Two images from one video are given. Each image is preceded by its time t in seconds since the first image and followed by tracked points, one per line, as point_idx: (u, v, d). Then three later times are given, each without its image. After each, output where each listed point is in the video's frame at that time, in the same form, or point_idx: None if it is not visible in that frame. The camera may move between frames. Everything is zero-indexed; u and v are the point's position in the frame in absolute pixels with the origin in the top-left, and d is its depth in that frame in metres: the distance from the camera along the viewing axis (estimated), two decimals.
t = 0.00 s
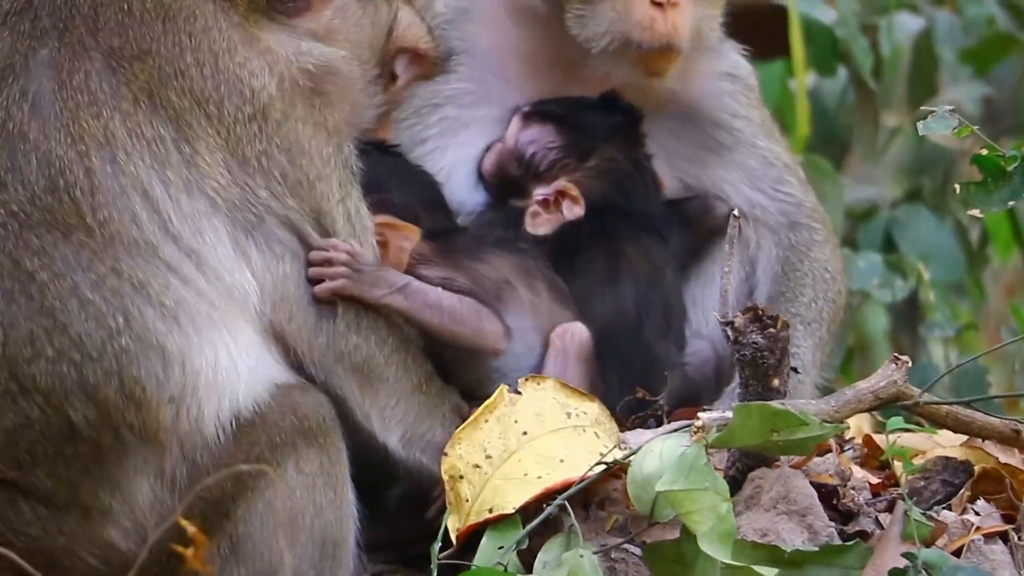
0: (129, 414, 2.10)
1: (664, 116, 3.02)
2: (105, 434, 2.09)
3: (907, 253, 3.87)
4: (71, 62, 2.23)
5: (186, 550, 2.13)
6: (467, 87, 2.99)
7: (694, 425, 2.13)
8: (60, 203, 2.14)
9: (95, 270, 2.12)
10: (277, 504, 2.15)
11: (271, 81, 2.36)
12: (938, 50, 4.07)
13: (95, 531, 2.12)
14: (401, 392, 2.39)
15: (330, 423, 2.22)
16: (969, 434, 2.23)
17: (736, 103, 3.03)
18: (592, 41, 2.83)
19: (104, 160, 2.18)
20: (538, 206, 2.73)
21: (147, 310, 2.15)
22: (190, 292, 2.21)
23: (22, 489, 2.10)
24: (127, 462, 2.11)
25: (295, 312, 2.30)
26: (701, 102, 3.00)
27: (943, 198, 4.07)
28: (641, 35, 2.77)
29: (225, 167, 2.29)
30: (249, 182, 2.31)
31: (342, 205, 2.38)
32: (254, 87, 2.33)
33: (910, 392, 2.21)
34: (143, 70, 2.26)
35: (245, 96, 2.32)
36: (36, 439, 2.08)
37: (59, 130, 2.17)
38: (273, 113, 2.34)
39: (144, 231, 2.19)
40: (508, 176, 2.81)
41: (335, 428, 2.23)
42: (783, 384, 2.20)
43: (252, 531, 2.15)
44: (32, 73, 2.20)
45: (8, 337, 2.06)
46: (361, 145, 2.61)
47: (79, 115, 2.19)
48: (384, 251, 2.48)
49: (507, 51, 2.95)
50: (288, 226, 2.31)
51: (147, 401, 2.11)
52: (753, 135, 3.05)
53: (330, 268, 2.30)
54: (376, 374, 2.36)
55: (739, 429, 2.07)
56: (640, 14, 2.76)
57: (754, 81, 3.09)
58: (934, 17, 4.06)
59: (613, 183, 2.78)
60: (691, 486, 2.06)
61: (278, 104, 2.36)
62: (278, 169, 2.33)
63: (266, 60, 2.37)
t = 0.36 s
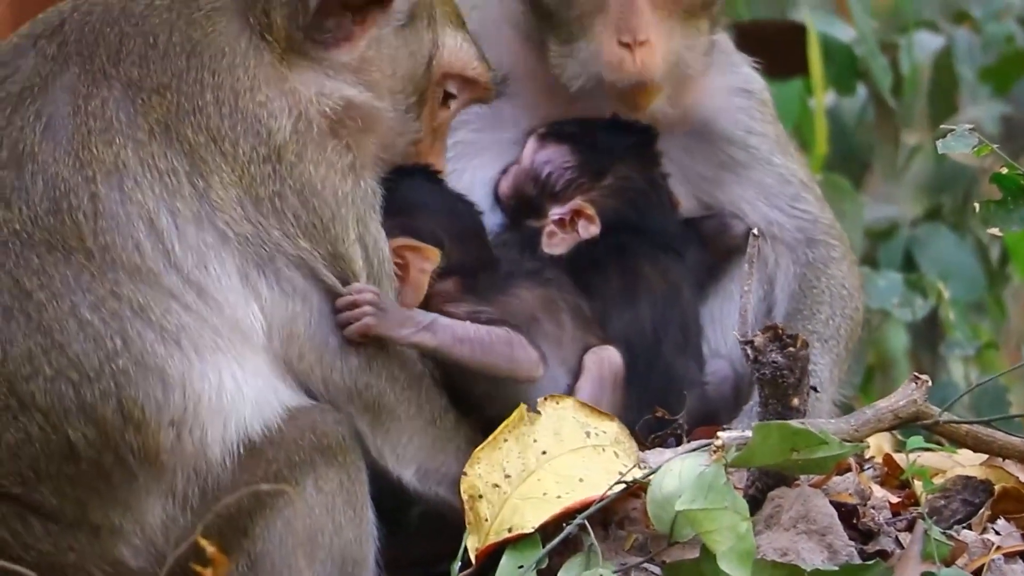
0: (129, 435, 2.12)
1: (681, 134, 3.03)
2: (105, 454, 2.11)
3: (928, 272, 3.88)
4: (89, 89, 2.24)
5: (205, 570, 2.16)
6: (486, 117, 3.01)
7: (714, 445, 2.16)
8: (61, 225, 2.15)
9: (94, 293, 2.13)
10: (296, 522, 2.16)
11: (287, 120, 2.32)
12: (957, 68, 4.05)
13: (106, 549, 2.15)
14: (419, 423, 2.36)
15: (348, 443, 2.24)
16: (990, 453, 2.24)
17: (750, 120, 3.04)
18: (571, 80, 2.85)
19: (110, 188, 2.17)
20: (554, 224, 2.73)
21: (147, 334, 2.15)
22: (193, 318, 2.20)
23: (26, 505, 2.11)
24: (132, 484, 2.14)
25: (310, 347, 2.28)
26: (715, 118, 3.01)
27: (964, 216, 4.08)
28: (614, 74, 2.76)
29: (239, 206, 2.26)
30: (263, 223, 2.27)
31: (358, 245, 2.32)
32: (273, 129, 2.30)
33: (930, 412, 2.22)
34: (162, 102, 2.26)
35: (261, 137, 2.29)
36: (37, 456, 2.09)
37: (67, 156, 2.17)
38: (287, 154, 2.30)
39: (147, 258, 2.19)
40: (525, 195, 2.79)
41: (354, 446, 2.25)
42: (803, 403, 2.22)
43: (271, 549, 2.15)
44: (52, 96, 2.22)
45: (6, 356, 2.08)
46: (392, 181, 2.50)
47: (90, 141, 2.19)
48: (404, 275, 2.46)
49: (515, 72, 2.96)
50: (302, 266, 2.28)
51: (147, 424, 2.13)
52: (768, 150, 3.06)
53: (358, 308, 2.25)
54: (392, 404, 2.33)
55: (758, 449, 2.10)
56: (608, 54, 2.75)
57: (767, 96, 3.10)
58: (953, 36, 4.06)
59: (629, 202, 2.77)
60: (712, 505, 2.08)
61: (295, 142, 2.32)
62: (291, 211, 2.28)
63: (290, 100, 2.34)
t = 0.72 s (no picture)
0: (154, 462, 2.16)
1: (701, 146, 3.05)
2: (130, 481, 2.15)
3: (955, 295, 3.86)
4: (123, 120, 2.26)
5: None
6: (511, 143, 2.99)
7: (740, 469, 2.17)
8: (93, 253, 2.17)
9: (124, 320, 2.16)
10: (320, 547, 2.21)
11: (326, 158, 2.33)
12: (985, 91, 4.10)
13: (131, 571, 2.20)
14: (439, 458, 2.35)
15: (375, 469, 2.26)
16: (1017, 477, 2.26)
17: (773, 131, 3.03)
18: (569, 97, 2.85)
19: (142, 218, 2.20)
20: (577, 241, 2.73)
21: (176, 362, 2.18)
22: (222, 347, 2.23)
23: (53, 530, 2.17)
24: (158, 511, 2.19)
25: (338, 378, 2.28)
26: (737, 130, 3.02)
27: (990, 241, 4.06)
28: (605, 97, 2.76)
29: (272, 240, 2.28)
30: (294, 256, 2.29)
31: (392, 281, 2.33)
32: (308, 166, 2.31)
33: (956, 436, 2.23)
34: (198, 136, 2.28)
35: (297, 174, 2.30)
36: (65, 483, 2.14)
37: (100, 185, 2.20)
38: (325, 191, 2.31)
39: (177, 287, 2.21)
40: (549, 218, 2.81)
41: (381, 471, 2.28)
42: (830, 427, 2.23)
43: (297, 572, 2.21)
44: (86, 123, 2.25)
45: (36, 380, 2.11)
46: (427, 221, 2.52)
47: (124, 171, 2.22)
48: (430, 308, 2.48)
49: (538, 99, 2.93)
50: (335, 300, 2.29)
51: (173, 452, 2.17)
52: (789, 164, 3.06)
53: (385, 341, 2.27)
54: (410, 441, 2.32)
55: (785, 473, 2.09)
56: (598, 76, 2.76)
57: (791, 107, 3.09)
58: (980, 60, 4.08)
59: (653, 223, 2.76)
60: (738, 530, 2.11)
61: (333, 180, 2.32)
62: (324, 245, 2.29)
63: (323, 137, 2.33)
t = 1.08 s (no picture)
0: (201, 475, 2.19)
1: (737, 158, 3.05)
2: (176, 494, 2.19)
3: (992, 308, 3.88)
4: (159, 139, 2.27)
5: None
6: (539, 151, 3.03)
7: (780, 480, 2.19)
8: (137, 271, 2.20)
9: (170, 336, 2.19)
10: (360, 559, 2.23)
11: (363, 176, 2.35)
12: None
13: None
14: (477, 464, 2.36)
15: (413, 478, 2.27)
16: None
17: (807, 143, 3.03)
18: (589, 110, 2.88)
19: (185, 235, 2.23)
20: (615, 256, 2.72)
21: (224, 374, 2.21)
22: (269, 359, 2.26)
23: (97, 541, 2.21)
24: (201, 521, 2.22)
25: (377, 390, 2.30)
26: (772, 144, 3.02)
27: None
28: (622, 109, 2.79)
29: (313, 254, 2.30)
30: (334, 269, 2.31)
31: (428, 293, 2.34)
32: (345, 184, 2.34)
33: (996, 448, 2.24)
34: (236, 155, 2.30)
35: (336, 193, 2.33)
36: (111, 495, 2.17)
37: (140, 203, 2.22)
38: (364, 207, 2.33)
39: (223, 302, 2.24)
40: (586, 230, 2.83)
41: (420, 481, 2.28)
42: (868, 439, 2.25)
43: None
44: (119, 145, 2.25)
45: (83, 395, 2.15)
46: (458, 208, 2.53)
47: (164, 190, 2.24)
48: (455, 299, 2.54)
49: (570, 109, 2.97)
50: (374, 312, 2.30)
51: (219, 463, 2.20)
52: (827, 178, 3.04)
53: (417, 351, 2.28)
54: (451, 445, 2.33)
55: (824, 483, 2.13)
56: (618, 89, 2.79)
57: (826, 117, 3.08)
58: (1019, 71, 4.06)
59: (692, 235, 2.74)
60: (777, 542, 2.11)
61: (371, 197, 2.34)
62: (363, 257, 2.32)
63: (355, 156, 2.35)
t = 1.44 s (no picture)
0: (243, 469, 2.37)
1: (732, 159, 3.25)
2: (220, 486, 2.37)
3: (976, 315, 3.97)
4: (199, 161, 2.45)
5: None
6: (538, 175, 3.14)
7: (777, 475, 2.38)
8: (182, 282, 2.38)
9: (215, 341, 2.37)
10: (388, 548, 2.41)
11: (389, 193, 2.53)
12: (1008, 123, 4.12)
13: (217, 567, 2.44)
14: (497, 459, 2.54)
15: (437, 472, 2.45)
16: None
17: (794, 144, 3.22)
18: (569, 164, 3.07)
19: (227, 248, 2.41)
20: (627, 263, 2.88)
21: (264, 375, 2.39)
22: (306, 361, 2.44)
23: (145, 531, 2.41)
24: (243, 511, 2.41)
25: (406, 390, 2.48)
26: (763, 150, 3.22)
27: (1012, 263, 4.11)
28: (599, 170, 3.01)
29: (345, 265, 2.49)
30: (365, 277, 2.49)
31: (449, 299, 2.53)
32: (373, 200, 2.52)
33: (977, 444, 2.41)
34: (271, 174, 2.48)
35: (366, 209, 2.51)
36: (159, 489, 2.36)
37: (184, 220, 2.40)
38: (393, 220, 2.52)
39: (263, 310, 2.43)
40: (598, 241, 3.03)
41: (442, 474, 2.46)
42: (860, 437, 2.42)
43: (366, 569, 2.42)
44: (163, 167, 2.43)
45: (134, 396, 2.32)
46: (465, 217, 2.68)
47: (205, 207, 2.41)
48: (479, 303, 2.72)
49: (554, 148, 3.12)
50: (401, 316, 2.49)
51: (260, 458, 2.38)
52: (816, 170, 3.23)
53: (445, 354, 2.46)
54: (472, 439, 2.52)
55: (818, 479, 2.29)
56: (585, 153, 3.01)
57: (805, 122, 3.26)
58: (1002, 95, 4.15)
59: (699, 245, 2.93)
60: (775, 532, 2.28)
61: (399, 211, 2.53)
62: (391, 266, 2.50)
63: (381, 174, 2.54)
